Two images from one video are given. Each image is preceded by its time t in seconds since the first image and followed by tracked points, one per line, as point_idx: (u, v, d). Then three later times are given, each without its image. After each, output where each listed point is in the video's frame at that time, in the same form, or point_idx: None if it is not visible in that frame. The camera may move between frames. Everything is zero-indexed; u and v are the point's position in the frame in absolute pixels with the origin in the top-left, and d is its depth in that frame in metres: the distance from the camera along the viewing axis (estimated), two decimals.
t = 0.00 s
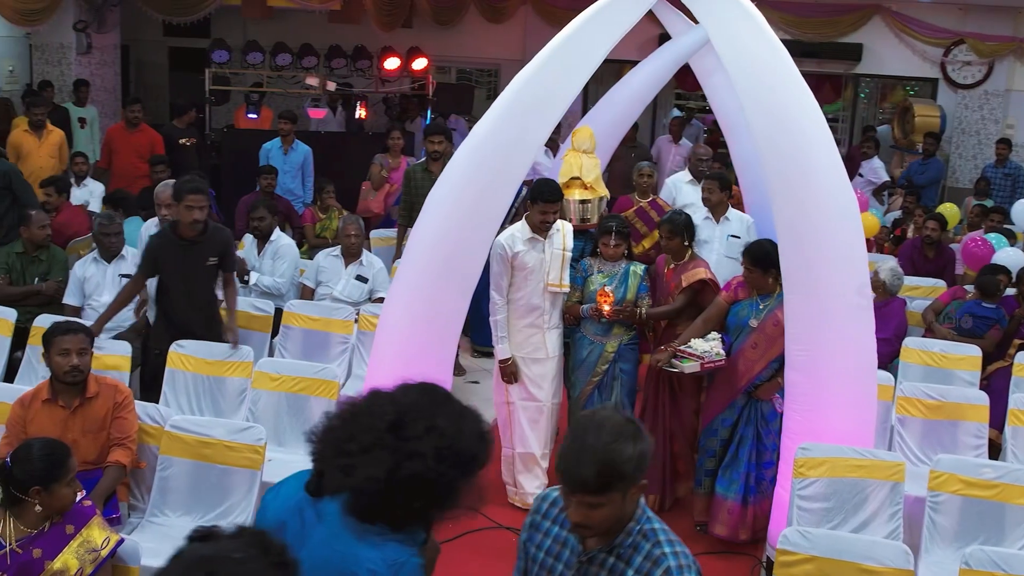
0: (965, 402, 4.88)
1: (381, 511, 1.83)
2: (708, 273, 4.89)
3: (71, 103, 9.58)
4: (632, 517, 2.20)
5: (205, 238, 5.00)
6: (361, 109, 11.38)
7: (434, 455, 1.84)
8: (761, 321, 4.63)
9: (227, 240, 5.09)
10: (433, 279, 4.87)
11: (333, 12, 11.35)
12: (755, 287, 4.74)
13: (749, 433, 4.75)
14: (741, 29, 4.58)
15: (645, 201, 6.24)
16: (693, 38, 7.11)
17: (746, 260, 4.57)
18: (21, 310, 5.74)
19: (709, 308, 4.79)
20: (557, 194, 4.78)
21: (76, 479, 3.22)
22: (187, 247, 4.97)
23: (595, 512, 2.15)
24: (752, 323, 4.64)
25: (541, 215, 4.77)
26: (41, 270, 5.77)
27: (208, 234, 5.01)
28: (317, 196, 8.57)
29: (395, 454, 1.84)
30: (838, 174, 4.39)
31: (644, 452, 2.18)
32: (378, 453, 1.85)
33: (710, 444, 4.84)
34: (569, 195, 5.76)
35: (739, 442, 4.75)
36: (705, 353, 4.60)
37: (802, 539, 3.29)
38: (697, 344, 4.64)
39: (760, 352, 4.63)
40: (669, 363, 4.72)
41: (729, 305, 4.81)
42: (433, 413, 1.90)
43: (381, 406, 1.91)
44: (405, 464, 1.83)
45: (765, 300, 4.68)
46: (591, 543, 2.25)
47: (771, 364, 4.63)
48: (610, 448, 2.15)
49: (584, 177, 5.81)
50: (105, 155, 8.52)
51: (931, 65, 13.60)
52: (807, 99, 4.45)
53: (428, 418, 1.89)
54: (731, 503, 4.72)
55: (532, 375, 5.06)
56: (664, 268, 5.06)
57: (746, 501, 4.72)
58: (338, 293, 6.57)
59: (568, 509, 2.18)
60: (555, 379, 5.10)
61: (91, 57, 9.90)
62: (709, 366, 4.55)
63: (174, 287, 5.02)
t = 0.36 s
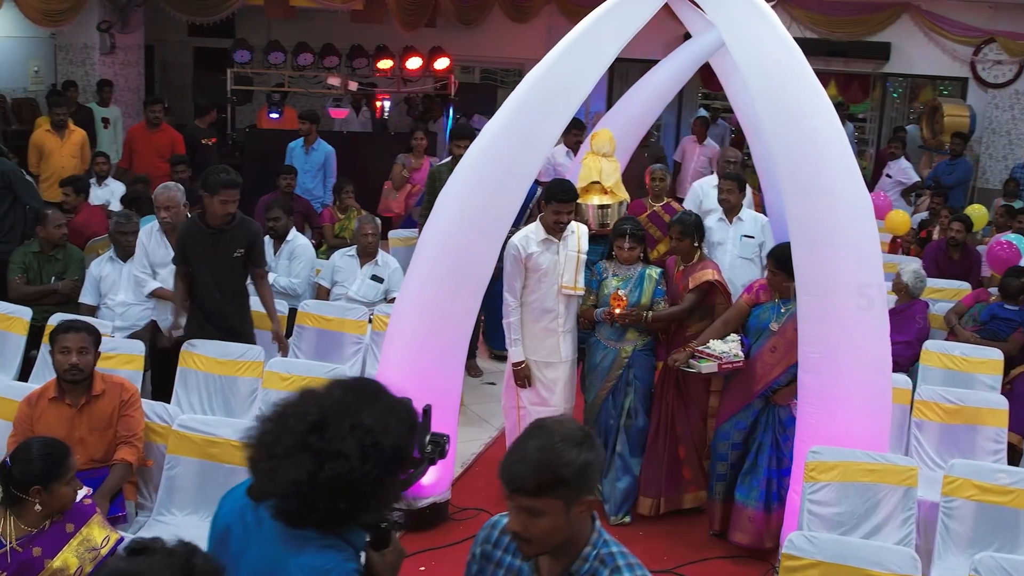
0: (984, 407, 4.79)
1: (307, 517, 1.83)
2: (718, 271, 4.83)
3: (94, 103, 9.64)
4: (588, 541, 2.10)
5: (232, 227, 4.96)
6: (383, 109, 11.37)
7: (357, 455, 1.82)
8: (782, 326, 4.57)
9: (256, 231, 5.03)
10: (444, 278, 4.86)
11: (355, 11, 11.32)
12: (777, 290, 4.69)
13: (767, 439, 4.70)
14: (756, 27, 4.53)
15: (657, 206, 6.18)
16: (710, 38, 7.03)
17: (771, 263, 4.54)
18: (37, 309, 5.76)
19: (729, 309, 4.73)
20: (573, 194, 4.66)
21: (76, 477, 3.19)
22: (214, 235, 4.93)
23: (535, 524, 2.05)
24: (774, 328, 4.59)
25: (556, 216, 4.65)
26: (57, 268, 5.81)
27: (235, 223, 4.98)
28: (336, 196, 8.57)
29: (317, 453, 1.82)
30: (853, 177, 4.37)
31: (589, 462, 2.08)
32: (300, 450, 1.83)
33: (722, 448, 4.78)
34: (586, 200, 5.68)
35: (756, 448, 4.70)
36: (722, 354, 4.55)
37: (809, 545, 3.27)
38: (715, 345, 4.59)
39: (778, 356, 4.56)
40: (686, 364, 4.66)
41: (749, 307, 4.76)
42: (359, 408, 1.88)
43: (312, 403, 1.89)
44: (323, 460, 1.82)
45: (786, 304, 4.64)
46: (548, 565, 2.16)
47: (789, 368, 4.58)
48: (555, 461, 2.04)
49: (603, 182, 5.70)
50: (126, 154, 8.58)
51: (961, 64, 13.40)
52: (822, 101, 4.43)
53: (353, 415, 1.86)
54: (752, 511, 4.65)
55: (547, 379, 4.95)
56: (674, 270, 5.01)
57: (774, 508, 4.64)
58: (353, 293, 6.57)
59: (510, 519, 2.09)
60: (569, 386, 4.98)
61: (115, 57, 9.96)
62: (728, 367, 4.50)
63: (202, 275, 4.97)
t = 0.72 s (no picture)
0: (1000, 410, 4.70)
1: (273, 524, 1.88)
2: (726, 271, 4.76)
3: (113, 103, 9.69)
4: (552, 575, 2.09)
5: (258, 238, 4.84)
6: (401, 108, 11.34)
7: (338, 440, 1.90)
8: (794, 328, 4.50)
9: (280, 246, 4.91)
10: (452, 277, 4.83)
11: (373, 11, 11.30)
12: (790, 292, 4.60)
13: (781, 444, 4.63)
14: (766, 26, 4.48)
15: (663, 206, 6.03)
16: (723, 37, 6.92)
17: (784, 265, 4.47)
18: (49, 308, 5.78)
19: (740, 311, 4.64)
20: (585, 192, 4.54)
21: (73, 475, 3.21)
22: (238, 251, 4.84)
23: (486, 566, 2.01)
24: (786, 331, 4.51)
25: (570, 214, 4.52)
26: (70, 268, 5.81)
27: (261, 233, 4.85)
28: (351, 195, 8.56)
29: (306, 452, 1.87)
30: (865, 177, 4.32)
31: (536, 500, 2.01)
32: (283, 454, 1.85)
33: (732, 452, 4.70)
34: (603, 200, 5.43)
35: (773, 454, 4.61)
36: (734, 357, 4.48)
37: (813, 548, 3.25)
38: (726, 347, 4.52)
39: (790, 359, 4.48)
40: (695, 367, 4.61)
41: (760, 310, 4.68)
42: (302, 388, 1.94)
43: (254, 413, 1.88)
44: (317, 456, 1.88)
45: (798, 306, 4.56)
46: None
47: (802, 372, 4.50)
48: (490, 490, 2.00)
49: (623, 182, 5.39)
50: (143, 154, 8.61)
51: (987, 62, 13.20)
52: (833, 101, 4.38)
53: (297, 396, 1.92)
54: (780, 519, 4.57)
55: (556, 384, 4.74)
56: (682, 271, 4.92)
57: (794, 514, 4.56)
58: (364, 293, 6.55)
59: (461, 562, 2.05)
60: (579, 386, 4.78)
61: (134, 57, 10.01)
62: (738, 370, 4.44)
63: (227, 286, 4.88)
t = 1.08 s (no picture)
0: (1015, 413, 4.61)
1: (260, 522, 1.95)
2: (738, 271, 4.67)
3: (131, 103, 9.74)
4: None
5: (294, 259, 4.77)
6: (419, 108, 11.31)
7: (297, 417, 2.05)
8: (800, 331, 4.43)
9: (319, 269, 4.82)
10: (459, 277, 4.81)
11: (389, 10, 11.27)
12: (790, 293, 4.47)
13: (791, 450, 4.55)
14: (774, 23, 4.41)
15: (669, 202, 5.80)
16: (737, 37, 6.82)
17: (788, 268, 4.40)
18: (59, 308, 5.73)
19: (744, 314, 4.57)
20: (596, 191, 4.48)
21: (69, 473, 3.20)
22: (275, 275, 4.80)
23: None
24: (792, 334, 4.45)
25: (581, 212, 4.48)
26: (81, 268, 5.79)
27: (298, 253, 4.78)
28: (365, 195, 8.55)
29: (284, 437, 2.01)
30: (876, 176, 4.25)
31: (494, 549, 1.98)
32: (266, 448, 1.96)
33: (742, 459, 4.61)
34: (620, 200, 5.20)
35: (783, 460, 4.53)
36: (741, 363, 4.41)
37: (816, 553, 3.21)
38: (732, 353, 4.46)
39: (797, 363, 4.43)
40: (701, 374, 4.48)
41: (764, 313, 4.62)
42: (245, 385, 2.07)
43: (215, 422, 1.97)
44: (293, 440, 2.02)
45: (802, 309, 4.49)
46: None
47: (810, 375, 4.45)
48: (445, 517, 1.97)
49: (640, 181, 5.15)
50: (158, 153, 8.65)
51: (1011, 60, 13.00)
52: (844, 99, 4.31)
53: (243, 392, 2.04)
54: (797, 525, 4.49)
55: (565, 386, 4.67)
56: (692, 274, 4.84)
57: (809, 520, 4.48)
58: (375, 293, 6.54)
59: None
60: (588, 388, 4.72)
61: (152, 57, 10.06)
62: (746, 377, 4.36)
63: (263, 304, 4.86)
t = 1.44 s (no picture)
0: None
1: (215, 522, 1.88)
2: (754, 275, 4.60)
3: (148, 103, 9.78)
4: None
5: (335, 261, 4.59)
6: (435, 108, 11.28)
7: (253, 420, 2.02)
8: (800, 334, 4.36)
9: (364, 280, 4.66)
10: (464, 278, 4.78)
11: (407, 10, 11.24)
12: (791, 294, 4.40)
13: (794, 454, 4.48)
14: (784, 23, 4.35)
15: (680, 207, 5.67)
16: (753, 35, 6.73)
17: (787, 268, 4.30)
18: (71, 309, 5.79)
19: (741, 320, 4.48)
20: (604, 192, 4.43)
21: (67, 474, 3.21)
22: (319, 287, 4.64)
23: None
24: (791, 337, 4.36)
25: (588, 214, 4.45)
26: (92, 268, 5.85)
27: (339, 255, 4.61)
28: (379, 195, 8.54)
29: (241, 438, 1.97)
30: (886, 178, 4.19)
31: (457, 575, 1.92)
32: (225, 451, 1.93)
33: (747, 465, 4.53)
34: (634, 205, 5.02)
35: (786, 465, 4.46)
36: (744, 370, 4.28)
37: (818, 558, 3.16)
38: (733, 359, 4.31)
39: (800, 366, 4.35)
40: (702, 382, 4.35)
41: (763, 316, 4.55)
42: (196, 391, 2.04)
43: (170, 426, 1.93)
44: (249, 442, 1.98)
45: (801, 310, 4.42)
46: None
47: (813, 379, 4.37)
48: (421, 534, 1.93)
49: (653, 183, 5.01)
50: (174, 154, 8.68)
51: None
52: (854, 99, 4.25)
53: (194, 396, 2.01)
54: (800, 530, 4.43)
55: (571, 389, 4.62)
56: (702, 277, 4.79)
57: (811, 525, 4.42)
58: (386, 294, 6.52)
59: None
60: (594, 390, 4.67)
61: (169, 57, 10.10)
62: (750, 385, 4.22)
63: (304, 308, 4.71)
